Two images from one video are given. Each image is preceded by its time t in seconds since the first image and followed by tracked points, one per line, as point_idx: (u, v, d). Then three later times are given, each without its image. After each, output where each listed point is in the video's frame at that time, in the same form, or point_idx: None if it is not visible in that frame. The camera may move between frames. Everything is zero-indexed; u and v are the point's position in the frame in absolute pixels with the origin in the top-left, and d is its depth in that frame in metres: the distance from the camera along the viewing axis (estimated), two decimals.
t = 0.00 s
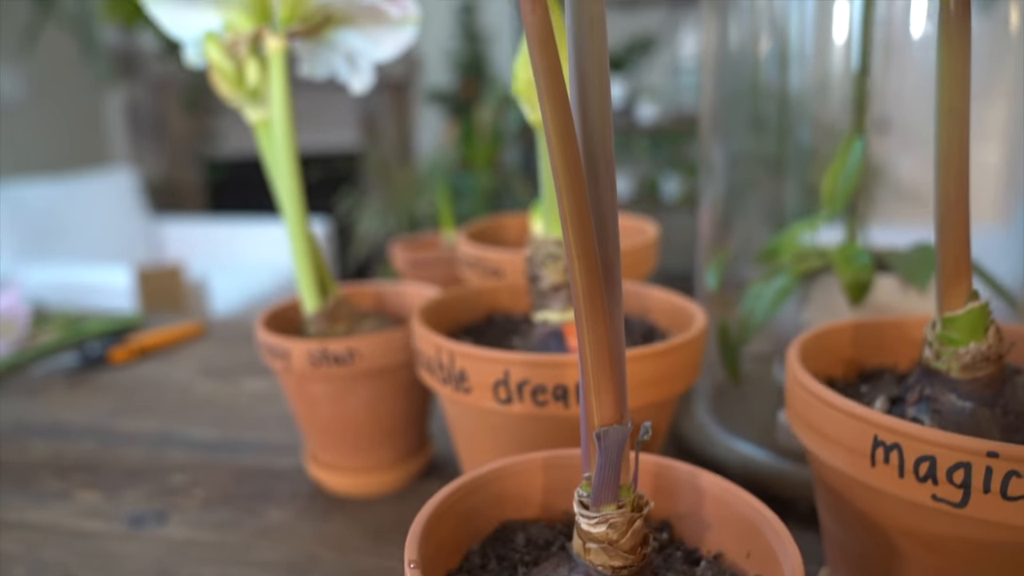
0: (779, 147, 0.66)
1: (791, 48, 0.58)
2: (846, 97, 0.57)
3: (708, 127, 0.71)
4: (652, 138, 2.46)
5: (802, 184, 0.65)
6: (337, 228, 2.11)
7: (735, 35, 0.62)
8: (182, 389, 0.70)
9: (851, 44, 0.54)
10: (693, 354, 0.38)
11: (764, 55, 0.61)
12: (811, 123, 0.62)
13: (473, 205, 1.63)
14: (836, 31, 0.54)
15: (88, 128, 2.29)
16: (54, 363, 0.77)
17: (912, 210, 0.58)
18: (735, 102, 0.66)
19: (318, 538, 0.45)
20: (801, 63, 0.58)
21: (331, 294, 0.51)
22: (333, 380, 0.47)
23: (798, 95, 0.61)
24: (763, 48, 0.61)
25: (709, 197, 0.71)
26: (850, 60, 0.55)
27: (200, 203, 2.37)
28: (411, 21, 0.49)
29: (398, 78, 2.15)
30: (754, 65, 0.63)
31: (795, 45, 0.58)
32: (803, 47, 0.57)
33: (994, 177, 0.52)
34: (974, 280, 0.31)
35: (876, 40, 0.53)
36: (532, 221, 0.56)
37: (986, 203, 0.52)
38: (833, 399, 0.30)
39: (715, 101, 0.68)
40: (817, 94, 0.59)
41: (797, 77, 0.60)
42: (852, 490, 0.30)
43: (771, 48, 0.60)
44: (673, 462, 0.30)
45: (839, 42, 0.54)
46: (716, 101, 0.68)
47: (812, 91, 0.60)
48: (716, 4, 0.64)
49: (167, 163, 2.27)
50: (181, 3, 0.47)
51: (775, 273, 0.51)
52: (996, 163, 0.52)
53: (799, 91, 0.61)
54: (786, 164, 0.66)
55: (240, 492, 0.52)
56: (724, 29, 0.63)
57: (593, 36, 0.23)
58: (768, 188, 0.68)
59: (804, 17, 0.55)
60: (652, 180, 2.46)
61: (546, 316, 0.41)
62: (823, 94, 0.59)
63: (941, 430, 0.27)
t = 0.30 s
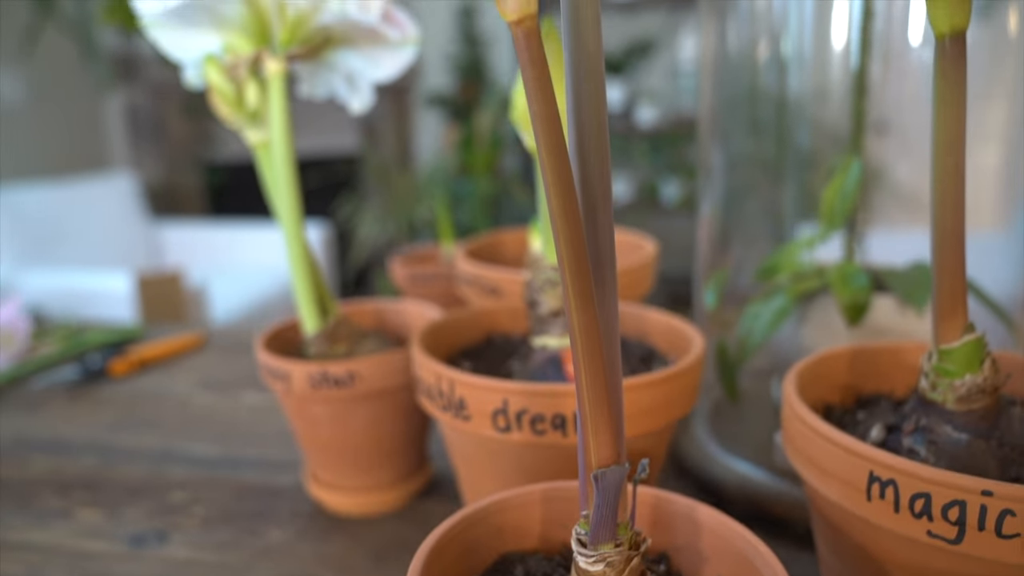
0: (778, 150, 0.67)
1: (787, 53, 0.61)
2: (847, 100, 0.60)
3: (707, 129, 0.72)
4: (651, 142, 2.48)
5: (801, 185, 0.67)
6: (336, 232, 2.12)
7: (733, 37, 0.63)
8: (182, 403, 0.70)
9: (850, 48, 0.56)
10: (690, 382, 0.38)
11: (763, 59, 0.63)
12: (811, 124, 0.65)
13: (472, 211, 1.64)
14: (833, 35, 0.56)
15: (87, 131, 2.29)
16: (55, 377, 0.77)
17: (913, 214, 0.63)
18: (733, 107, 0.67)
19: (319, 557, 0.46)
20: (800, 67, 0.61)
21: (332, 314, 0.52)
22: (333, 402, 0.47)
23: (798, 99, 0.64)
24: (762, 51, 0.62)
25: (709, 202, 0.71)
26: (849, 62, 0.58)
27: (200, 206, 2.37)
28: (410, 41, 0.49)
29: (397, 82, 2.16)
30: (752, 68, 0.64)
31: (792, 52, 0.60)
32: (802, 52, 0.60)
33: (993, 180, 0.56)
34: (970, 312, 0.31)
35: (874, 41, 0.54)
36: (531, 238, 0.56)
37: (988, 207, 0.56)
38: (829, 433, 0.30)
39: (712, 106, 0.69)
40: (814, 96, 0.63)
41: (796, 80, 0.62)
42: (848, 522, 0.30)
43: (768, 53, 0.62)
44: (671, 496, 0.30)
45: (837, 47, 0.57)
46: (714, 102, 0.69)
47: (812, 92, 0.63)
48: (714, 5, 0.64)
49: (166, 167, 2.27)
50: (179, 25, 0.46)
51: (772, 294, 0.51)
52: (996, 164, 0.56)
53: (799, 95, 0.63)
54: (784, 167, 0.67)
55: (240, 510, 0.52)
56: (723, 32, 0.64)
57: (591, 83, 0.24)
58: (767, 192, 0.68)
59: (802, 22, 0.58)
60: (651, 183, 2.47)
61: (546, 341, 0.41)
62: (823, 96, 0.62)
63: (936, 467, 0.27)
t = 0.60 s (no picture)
0: (777, 154, 0.70)
1: (783, 57, 0.61)
2: (845, 104, 0.63)
3: (704, 132, 0.72)
4: (650, 144, 2.48)
5: (799, 187, 0.72)
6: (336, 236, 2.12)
7: (732, 40, 0.62)
8: (182, 416, 0.70)
9: (849, 51, 0.58)
10: (687, 407, 0.38)
11: (762, 62, 0.63)
12: (808, 129, 0.68)
13: (470, 216, 1.64)
14: (831, 40, 0.57)
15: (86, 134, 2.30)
16: (54, 390, 0.77)
17: (910, 217, 0.69)
18: (731, 111, 0.67)
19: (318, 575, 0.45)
20: (798, 71, 0.62)
21: (331, 333, 0.52)
22: (333, 422, 0.47)
23: (796, 103, 0.66)
24: (760, 56, 0.62)
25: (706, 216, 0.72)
26: (847, 66, 0.60)
27: (199, 210, 2.38)
28: (409, 60, 0.50)
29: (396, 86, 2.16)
30: (750, 72, 0.64)
31: (789, 57, 0.61)
32: (798, 55, 0.60)
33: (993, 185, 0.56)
34: (966, 342, 0.32)
35: (874, 49, 0.56)
36: (529, 254, 0.56)
37: (986, 209, 0.55)
38: (826, 464, 0.30)
39: (710, 110, 0.69)
40: (810, 101, 0.66)
41: (795, 83, 0.63)
42: (845, 552, 0.30)
43: (768, 55, 0.62)
44: (667, 525, 0.31)
45: (835, 52, 0.58)
46: (714, 105, 0.68)
47: (809, 97, 0.65)
48: (712, 9, 0.62)
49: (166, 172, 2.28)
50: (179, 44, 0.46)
51: (770, 312, 0.51)
52: (995, 166, 0.56)
53: (797, 98, 0.65)
54: (783, 170, 0.71)
55: (239, 528, 0.52)
56: (722, 33, 0.62)
57: (588, 125, 0.24)
58: (766, 193, 0.72)
59: (800, 24, 0.57)
60: (651, 185, 2.48)
61: (544, 365, 0.42)
62: (820, 101, 0.65)
63: (930, 500, 0.27)
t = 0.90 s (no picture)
0: (774, 156, 0.71)
1: (782, 61, 0.63)
2: (843, 106, 0.62)
3: (704, 135, 0.73)
4: (650, 147, 2.48)
5: (797, 192, 0.72)
6: (336, 240, 2.13)
7: (731, 45, 0.64)
8: (181, 427, 0.70)
9: (847, 55, 0.57)
10: (684, 428, 0.38)
11: (759, 67, 0.65)
12: (806, 133, 0.68)
13: (469, 221, 1.64)
14: (830, 43, 0.58)
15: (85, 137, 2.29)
16: (55, 400, 0.77)
17: (907, 221, 0.63)
18: (729, 113, 0.68)
19: None
20: (796, 73, 0.64)
21: (330, 349, 0.52)
22: (332, 439, 0.47)
23: (794, 107, 0.68)
24: (760, 61, 0.64)
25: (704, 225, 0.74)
26: (846, 66, 0.59)
27: (198, 214, 2.39)
28: (407, 76, 0.50)
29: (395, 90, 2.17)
30: (748, 78, 0.66)
31: (786, 60, 0.63)
32: (796, 57, 0.62)
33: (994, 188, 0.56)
34: (962, 368, 0.32)
35: (873, 59, 0.56)
36: (527, 268, 0.56)
37: (985, 214, 0.59)
38: (824, 491, 0.30)
39: (709, 112, 0.70)
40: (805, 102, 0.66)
41: (793, 86, 0.65)
42: None
43: (767, 59, 0.64)
44: (664, 550, 0.31)
45: (834, 55, 0.58)
46: (713, 107, 0.69)
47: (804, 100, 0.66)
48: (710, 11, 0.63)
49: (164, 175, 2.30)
50: (178, 63, 0.46)
51: (768, 328, 0.51)
52: (993, 170, 0.56)
53: (795, 103, 0.67)
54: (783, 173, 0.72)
55: (239, 542, 0.52)
56: (721, 34, 0.63)
57: (586, 163, 0.24)
58: (765, 196, 0.74)
59: (799, 30, 0.59)
60: (650, 188, 2.48)
61: (542, 385, 0.42)
62: (819, 103, 0.65)
63: (925, 530, 0.27)
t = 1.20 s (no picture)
0: (774, 159, 0.72)
1: (782, 65, 0.62)
2: (842, 112, 0.63)
3: (704, 138, 0.73)
4: (650, 151, 2.49)
5: (796, 198, 0.73)
6: (335, 245, 2.13)
7: (731, 46, 0.62)
8: (182, 439, 0.70)
9: (846, 57, 0.58)
10: (682, 452, 0.38)
11: (758, 73, 0.63)
12: (806, 137, 0.68)
13: (469, 225, 1.64)
14: (830, 45, 0.57)
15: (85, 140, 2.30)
16: (55, 411, 0.77)
17: (906, 227, 0.63)
18: (728, 118, 0.68)
19: None
20: (795, 78, 0.63)
21: (331, 367, 0.52)
22: (333, 458, 0.47)
23: (793, 109, 0.67)
24: (759, 66, 0.63)
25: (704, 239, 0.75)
26: (846, 69, 0.59)
27: (198, 217, 2.40)
28: (406, 97, 0.50)
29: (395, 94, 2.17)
30: (747, 83, 0.65)
31: (785, 66, 0.62)
32: (796, 63, 0.61)
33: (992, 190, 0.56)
34: (959, 397, 0.32)
35: (872, 66, 0.57)
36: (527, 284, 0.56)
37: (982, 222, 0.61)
38: (820, 521, 0.30)
39: (709, 114, 0.70)
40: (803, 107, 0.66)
41: (792, 89, 0.64)
42: None
43: (767, 65, 0.62)
44: None
45: (834, 59, 0.58)
46: (713, 111, 0.69)
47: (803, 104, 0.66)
48: (712, 12, 0.62)
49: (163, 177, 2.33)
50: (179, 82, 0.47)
51: (767, 346, 0.51)
52: (991, 173, 0.57)
53: (794, 106, 0.66)
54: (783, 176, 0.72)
55: (238, 558, 0.52)
56: (722, 36, 0.63)
57: (585, 204, 0.24)
58: (766, 200, 0.74)
59: (798, 34, 0.58)
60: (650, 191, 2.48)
61: (541, 407, 0.42)
62: (818, 108, 0.65)
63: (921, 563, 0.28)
